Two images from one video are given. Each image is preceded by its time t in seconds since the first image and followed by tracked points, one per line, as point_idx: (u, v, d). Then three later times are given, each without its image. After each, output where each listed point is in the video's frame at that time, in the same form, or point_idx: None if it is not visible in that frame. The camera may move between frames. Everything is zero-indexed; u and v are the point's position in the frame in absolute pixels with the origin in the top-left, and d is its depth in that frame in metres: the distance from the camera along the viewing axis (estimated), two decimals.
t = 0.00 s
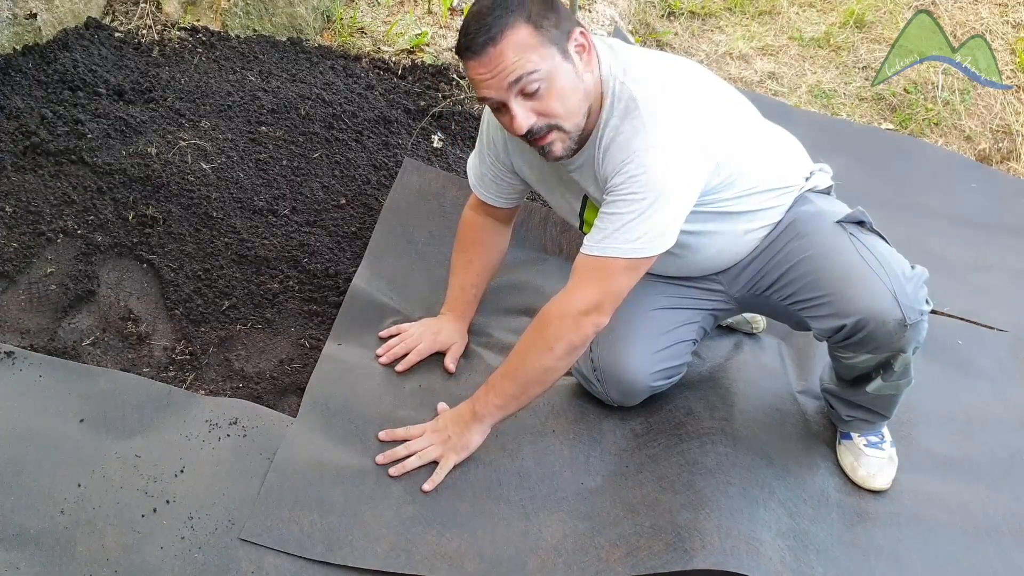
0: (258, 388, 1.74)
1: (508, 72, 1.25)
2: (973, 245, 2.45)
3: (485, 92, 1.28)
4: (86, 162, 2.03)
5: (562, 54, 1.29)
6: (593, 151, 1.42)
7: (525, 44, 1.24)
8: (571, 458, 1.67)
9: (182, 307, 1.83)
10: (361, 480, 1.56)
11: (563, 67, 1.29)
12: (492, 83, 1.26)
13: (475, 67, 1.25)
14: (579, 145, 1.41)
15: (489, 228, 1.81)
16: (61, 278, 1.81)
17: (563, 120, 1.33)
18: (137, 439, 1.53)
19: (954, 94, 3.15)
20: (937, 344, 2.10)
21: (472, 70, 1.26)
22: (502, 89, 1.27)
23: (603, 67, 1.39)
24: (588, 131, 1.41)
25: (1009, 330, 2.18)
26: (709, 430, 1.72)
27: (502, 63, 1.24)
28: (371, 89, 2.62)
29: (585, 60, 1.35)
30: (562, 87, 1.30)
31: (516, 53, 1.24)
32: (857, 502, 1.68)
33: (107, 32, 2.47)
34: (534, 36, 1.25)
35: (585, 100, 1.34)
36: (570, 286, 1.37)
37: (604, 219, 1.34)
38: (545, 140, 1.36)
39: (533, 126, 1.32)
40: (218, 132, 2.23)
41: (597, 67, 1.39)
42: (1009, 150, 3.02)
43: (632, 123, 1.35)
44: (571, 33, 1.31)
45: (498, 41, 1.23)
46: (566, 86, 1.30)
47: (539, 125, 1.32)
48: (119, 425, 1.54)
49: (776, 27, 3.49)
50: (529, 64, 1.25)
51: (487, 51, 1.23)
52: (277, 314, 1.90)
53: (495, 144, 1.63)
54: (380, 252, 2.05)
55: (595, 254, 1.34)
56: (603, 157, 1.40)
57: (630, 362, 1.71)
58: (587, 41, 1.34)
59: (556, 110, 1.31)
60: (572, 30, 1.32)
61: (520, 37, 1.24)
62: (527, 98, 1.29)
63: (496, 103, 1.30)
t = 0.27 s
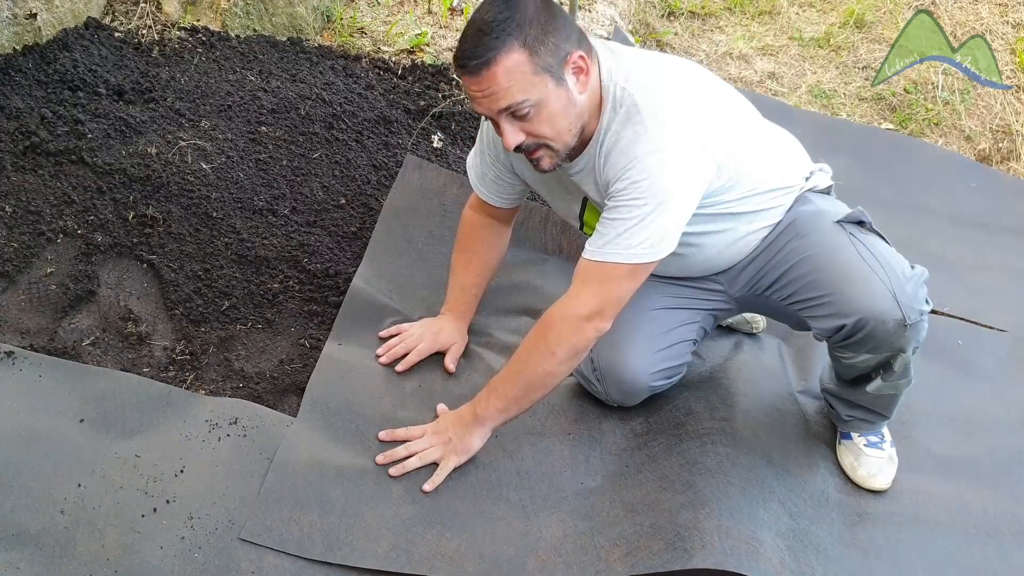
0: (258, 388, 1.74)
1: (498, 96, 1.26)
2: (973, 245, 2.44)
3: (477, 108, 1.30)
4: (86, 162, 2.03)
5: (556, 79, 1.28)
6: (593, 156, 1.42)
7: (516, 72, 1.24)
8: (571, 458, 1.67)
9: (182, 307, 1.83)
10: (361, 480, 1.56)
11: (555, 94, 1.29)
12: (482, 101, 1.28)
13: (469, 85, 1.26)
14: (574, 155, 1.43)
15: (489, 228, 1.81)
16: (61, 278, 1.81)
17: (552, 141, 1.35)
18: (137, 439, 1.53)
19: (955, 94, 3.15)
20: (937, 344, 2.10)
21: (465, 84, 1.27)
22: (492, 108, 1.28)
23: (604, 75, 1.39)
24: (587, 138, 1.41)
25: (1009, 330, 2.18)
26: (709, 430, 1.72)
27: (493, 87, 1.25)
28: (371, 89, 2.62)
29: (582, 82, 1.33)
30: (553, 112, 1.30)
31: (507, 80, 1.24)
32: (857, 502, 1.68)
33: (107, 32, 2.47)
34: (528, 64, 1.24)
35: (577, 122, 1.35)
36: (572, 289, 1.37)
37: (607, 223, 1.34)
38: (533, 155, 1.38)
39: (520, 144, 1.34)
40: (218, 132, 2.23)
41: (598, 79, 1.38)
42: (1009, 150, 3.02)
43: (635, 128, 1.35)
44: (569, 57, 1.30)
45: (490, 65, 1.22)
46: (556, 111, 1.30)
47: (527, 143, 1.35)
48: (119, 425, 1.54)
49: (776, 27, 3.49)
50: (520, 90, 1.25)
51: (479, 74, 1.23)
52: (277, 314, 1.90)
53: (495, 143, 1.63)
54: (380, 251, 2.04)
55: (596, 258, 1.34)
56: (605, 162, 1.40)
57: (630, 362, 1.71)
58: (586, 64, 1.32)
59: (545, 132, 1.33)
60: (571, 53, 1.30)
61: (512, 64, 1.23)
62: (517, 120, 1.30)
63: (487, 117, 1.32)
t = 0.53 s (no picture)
0: (258, 388, 1.74)
1: (500, 96, 1.25)
2: (973, 245, 2.44)
3: (479, 106, 1.30)
4: (86, 162, 2.03)
5: (559, 80, 1.28)
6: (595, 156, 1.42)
7: (519, 72, 1.23)
8: (571, 458, 1.67)
9: (182, 307, 1.83)
10: (361, 480, 1.56)
11: (558, 95, 1.28)
12: (484, 100, 1.28)
13: (472, 84, 1.26)
14: (575, 156, 1.43)
15: (489, 228, 1.81)
16: (61, 278, 1.81)
17: (553, 142, 1.35)
18: (137, 439, 1.53)
19: (954, 94, 3.15)
20: (937, 344, 2.10)
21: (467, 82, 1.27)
22: (494, 107, 1.28)
23: (607, 76, 1.39)
24: (589, 139, 1.41)
25: (1009, 330, 2.18)
26: (709, 430, 1.72)
27: (496, 87, 1.24)
28: (371, 89, 2.62)
29: (585, 84, 1.33)
30: (555, 113, 1.30)
31: (510, 80, 1.23)
32: (857, 502, 1.68)
33: (107, 32, 2.47)
34: (531, 65, 1.24)
35: (579, 124, 1.35)
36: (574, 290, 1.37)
37: (609, 225, 1.34)
38: (534, 154, 1.39)
39: (521, 144, 1.34)
40: (218, 132, 2.23)
41: (601, 80, 1.38)
42: (1009, 150, 3.02)
43: (637, 129, 1.35)
44: (573, 59, 1.29)
45: (493, 65, 1.22)
46: (558, 112, 1.30)
47: (528, 143, 1.35)
48: (119, 425, 1.54)
49: (776, 27, 3.49)
50: (522, 90, 1.25)
51: (482, 74, 1.23)
52: (277, 314, 1.90)
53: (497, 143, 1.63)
54: (380, 251, 2.04)
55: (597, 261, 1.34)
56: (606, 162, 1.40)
57: (630, 363, 1.71)
58: (589, 67, 1.32)
59: (547, 133, 1.33)
60: (576, 55, 1.30)
61: (516, 64, 1.23)
62: (518, 121, 1.30)
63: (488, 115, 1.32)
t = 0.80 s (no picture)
0: (258, 388, 1.74)
1: (501, 99, 1.25)
2: (973, 245, 2.44)
3: (481, 109, 1.30)
4: (86, 162, 2.03)
5: (561, 85, 1.27)
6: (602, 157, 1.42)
7: (522, 76, 1.23)
8: (571, 458, 1.67)
9: (182, 307, 1.83)
10: (361, 480, 1.56)
11: (560, 100, 1.28)
12: (486, 103, 1.28)
13: (473, 87, 1.26)
14: (578, 157, 1.43)
15: (489, 228, 1.81)
16: (61, 278, 1.81)
17: (555, 145, 1.35)
18: (137, 438, 1.53)
19: (954, 94, 3.15)
20: (937, 344, 2.10)
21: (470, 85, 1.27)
22: (496, 111, 1.28)
23: (609, 80, 1.39)
24: (592, 142, 1.41)
25: (1009, 330, 2.18)
26: (709, 430, 1.72)
27: (497, 90, 1.24)
28: (371, 89, 2.62)
29: (587, 88, 1.32)
30: (556, 117, 1.30)
31: (512, 84, 1.23)
32: (857, 502, 1.68)
33: (107, 32, 2.47)
34: (534, 70, 1.24)
35: (580, 127, 1.35)
36: (607, 303, 1.36)
37: (621, 235, 1.35)
38: (536, 157, 1.39)
39: (522, 147, 1.34)
40: (218, 132, 2.23)
41: (603, 86, 1.38)
42: (1009, 150, 3.01)
43: (639, 134, 1.35)
44: (575, 63, 1.29)
45: (495, 69, 1.22)
46: (560, 116, 1.30)
47: (529, 146, 1.35)
48: (119, 425, 1.54)
49: (776, 27, 3.48)
50: (525, 95, 1.25)
51: (484, 77, 1.23)
52: (277, 314, 1.90)
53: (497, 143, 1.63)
54: (380, 251, 2.05)
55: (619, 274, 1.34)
56: (613, 170, 1.41)
57: (630, 363, 1.70)
58: (592, 70, 1.31)
59: (548, 137, 1.33)
60: (578, 59, 1.29)
61: (519, 68, 1.23)
62: (520, 124, 1.30)
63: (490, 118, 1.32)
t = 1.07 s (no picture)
0: (258, 388, 1.74)
1: (512, 106, 1.25)
2: (973, 245, 2.45)
3: (489, 115, 1.30)
4: (86, 162, 2.03)
5: (571, 91, 1.28)
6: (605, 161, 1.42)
7: (534, 84, 1.23)
8: (570, 458, 1.67)
9: (182, 307, 1.83)
10: (361, 480, 1.56)
11: (570, 105, 1.28)
12: (496, 110, 1.27)
13: (482, 93, 1.25)
14: (584, 159, 1.43)
15: (489, 228, 1.81)
16: (61, 278, 1.81)
17: (564, 149, 1.35)
18: (137, 438, 1.53)
19: (954, 94, 3.15)
20: (937, 344, 2.10)
21: (480, 93, 1.26)
22: (507, 117, 1.28)
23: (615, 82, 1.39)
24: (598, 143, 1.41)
25: (1009, 330, 2.18)
26: (709, 430, 1.72)
27: (507, 97, 1.24)
28: (371, 89, 2.62)
29: (595, 92, 1.33)
30: (566, 122, 1.30)
31: (524, 92, 1.23)
32: (857, 502, 1.68)
33: (107, 32, 2.47)
34: (545, 77, 1.24)
35: (589, 130, 1.35)
36: (603, 312, 1.35)
37: (624, 237, 1.34)
38: (544, 162, 1.39)
39: (532, 152, 1.34)
40: (218, 132, 2.23)
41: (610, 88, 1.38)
42: (1009, 150, 3.01)
43: (645, 138, 1.35)
44: (584, 67, 1.29)
45: (507, 76, 1.21)
46: (570, 121, 1.30)
47: (539, 151, 1.35)
48: (119, 425, 1.54)
49: (776, 27, 3.49)
50: (536, 101, 1.25)
51: (494, 84, 1.22)
52: (278, 314, 1.90)
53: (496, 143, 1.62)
54: (380, 252, 2.05)
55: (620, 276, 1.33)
56: (618, 173, 1.40)
57: (631, 363, 1.70)
58: (601, 73, 1.31)
59: (558, 142, 1.33)
60: (587, 63, 1.30)
61: (530, 76, 1.22)
62: (529, 130, 1.30)
63: (500, 124, 1.31)
